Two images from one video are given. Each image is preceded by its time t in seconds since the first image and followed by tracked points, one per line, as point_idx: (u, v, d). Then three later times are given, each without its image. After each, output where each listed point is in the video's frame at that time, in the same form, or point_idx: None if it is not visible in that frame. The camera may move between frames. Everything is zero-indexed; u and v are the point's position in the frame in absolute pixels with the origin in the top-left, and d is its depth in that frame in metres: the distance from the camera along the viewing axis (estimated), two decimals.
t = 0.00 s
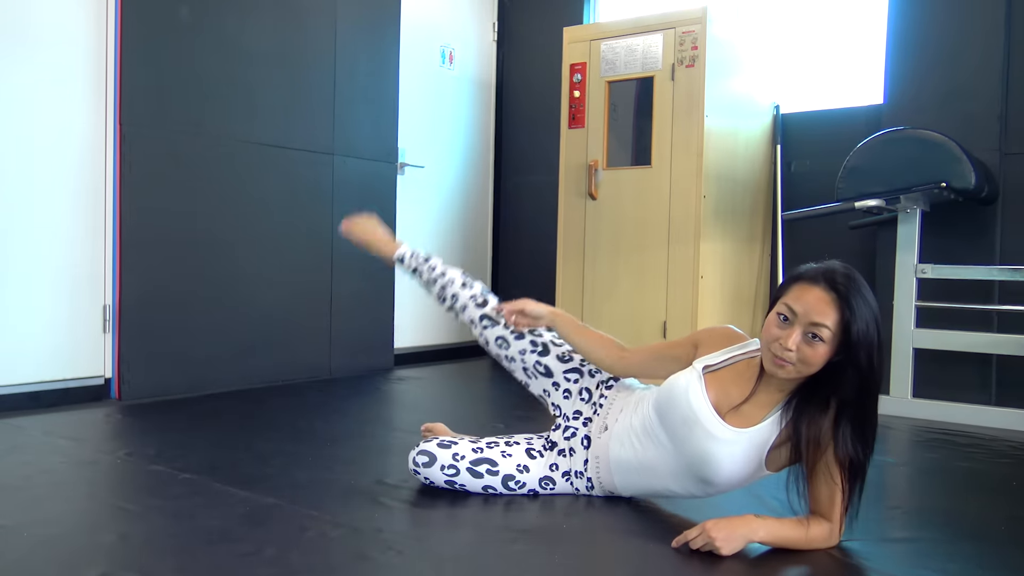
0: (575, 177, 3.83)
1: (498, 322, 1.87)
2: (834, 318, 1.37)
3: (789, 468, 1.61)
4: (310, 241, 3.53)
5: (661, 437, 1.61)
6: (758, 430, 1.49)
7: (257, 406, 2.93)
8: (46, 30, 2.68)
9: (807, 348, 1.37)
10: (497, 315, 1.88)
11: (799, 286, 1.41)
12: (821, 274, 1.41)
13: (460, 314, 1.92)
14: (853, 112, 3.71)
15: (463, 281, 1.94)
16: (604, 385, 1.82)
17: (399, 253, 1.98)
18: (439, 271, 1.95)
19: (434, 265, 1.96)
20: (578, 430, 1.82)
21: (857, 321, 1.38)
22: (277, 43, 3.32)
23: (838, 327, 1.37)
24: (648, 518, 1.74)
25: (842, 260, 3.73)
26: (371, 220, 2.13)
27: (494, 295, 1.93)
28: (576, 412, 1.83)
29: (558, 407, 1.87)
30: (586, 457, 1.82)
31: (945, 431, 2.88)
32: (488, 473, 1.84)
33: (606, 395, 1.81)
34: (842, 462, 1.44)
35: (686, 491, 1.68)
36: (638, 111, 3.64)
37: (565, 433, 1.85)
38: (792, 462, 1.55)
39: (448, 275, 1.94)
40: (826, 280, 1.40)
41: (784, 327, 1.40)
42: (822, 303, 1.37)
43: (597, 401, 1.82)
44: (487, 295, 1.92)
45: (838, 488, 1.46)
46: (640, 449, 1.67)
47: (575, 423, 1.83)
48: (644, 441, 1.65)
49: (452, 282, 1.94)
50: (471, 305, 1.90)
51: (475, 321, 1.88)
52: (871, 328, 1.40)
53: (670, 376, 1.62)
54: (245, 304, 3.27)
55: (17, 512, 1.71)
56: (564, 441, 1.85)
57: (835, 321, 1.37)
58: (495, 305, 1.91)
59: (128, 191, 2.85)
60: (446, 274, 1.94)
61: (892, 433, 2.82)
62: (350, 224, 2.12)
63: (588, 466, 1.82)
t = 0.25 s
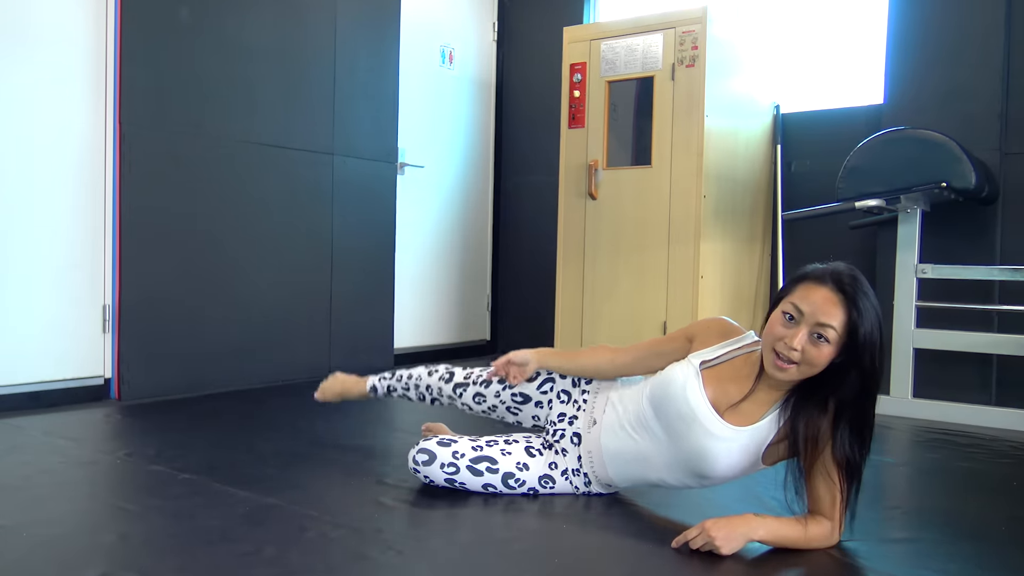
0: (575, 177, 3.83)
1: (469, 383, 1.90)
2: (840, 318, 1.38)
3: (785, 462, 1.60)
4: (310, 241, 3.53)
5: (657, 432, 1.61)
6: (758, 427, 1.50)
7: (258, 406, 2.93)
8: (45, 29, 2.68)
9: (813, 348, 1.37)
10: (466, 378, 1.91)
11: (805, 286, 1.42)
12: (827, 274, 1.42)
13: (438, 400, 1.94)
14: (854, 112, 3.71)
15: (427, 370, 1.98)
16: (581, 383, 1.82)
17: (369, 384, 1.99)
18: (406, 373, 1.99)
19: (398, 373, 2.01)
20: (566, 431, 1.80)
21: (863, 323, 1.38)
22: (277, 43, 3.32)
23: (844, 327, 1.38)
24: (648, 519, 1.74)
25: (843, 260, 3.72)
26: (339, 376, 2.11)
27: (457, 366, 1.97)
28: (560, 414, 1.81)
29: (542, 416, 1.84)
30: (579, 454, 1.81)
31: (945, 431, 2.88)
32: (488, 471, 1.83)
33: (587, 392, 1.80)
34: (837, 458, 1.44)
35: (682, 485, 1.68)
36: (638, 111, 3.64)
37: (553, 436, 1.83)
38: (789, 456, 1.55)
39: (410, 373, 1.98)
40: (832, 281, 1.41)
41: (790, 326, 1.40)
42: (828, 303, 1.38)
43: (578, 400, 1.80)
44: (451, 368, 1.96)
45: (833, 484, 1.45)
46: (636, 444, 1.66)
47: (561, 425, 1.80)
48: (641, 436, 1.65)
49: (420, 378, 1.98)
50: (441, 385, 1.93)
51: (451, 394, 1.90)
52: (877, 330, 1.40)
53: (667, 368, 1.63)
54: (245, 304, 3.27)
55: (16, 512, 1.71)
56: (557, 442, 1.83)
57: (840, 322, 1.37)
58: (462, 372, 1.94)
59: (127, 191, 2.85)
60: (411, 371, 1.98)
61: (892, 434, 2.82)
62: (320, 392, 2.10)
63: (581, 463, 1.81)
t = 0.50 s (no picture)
0: (575, 177, 3.83)
1: (478, 348, 1.86)
2: (837, 315, 1.37)
3: (789, 466, 1.60)
4: (310, 240, 3.53)
5: (658, 435, 1.61)
6: (758, 429, 1.50)
7: (257, 406, 2.93)
8: (46, 29, 2.68)
9: (812, 346, 1.37)
10: (476, 343, 1.87)
11: (801, 285, 1.41)
12: (822, 273, 1.42)
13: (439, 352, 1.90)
14: (855, 112, 3.71)
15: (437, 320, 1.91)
16: (592, 384, 1.81)
17: (372, 314, 1.90)
18: (413, 316, 1.92)
19: (405, 314, 1.93)
20: (570, 431, 1.82)
21: (859, 319, 1.38)
22: (277, 43, 3.32)
23: (840, 325, 1.37)
24: (648, 519, 1.74)
25: (843, 260, 3.72)
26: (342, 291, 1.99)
27: (468, 325, 1.92)
28: (567, 413, 1.82)
29: (549, 409, 1.86)
30: (582, 455, 1.81)
31: (945, 431, 2.88)
32: (487, 472, 1.84)
33: (596, 393, 1.81)
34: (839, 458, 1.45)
35: (684, 489, 1.67)
36: (638, 111, 3.64)
37: (557, 434, 1.84)
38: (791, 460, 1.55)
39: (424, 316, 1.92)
40: (827, 279, 1.40)
41: (789, 326, 1.39)
42: (824, 301, 1.37)
43: (586, 400, 1.81)
44: (462, 326, 1.90)
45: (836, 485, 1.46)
46: (637, 447, 1.66)
47: (566, 424, 1.82)
48: (642, 439, 1.64)
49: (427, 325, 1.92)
50: (448, 339, 1.88)
51: (456, 353, 1.86)
52: (874, 325, 1.40)
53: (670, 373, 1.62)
54: (245, 304, 3.27)
55: (16, 512, 1.71)
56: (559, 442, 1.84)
57: (837, 319, 1.37)
58: (472, 334, 1.90)
59: (127, 190, 2.84)
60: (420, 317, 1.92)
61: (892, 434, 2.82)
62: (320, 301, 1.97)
63: (584, 465, 1.81)
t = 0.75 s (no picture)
0: (575, 177, 3.82)
1: (553, 284, 1.73)
2: (819, 307, 1.39)
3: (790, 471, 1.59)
4: (310, 240, 3.53)
5: (660, 436, 1.61)
6: (754, 430, 1.49)
7: (257, 406, 2.92)
8: (45, 29, 2.68)
9: (800, 339, 1.38)
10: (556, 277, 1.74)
11: (782, 281, 1.43)
12: (800, 268, 1.43)
13: (514, 246, 1.79)
14: (855, 112, 3.71)
15: (534, 220, 1.78)
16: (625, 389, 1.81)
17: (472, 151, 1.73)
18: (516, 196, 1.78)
19: (510, 183, 1.80)
20: (586, 428, 1.81)
21: (842, 308, 1.39)
22: (277, 43, 3.31)
23: (824, 315, 1.39)
24: (649, 519, 1.73)
25: (843, 260, 3.72)
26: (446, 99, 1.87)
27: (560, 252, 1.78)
28: (589, 409, 1.82)
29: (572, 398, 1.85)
30: (591, 455, 1.81)
31: (946, 431, 2.87)
32: (488, 473, 1.83)
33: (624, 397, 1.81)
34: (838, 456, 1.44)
35: (688, 492, 1.67)
36: (638, 111, 3.63)
37: (570, 428, 1.84)
38: (790, 464, 1.53)
39: (519, 207, 1.78)
40: (806, 272, 1.42)
41: (774, 321, 1.41)
42: (806, 294, 1.39)
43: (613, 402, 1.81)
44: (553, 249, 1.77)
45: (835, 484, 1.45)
46: (641, 450, 1.66)
47: (585, 421, 1.81)
48: (645, 444, 1.65)
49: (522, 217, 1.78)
50: (532, 249, 1.76)
51: (530, 270, 1.75)
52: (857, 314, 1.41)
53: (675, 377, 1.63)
54: (245, 304, 3.27)
55: (15, 512, 1.71)
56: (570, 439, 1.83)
57: (820, 309, 1.38)
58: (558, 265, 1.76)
59: (127, 190, 2.84)
60: (519, 203, 1.78)
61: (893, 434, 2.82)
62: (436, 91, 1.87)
63: (592, 466, 1.81)
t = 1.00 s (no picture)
0: (575, 177, 3.82)
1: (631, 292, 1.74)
2: (812, 307, 1.39)
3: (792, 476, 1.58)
4: (310, 240, 3.53)
5: (662, 439, 1.61)
6: (752, 433, 1.48)
7: (257, 407, 2.92)
8: (44, 29, 2.68)
9: (795, 340, 1.38)
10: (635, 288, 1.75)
11: (773, 282, 1.44)
12: (791, 268, 1.43)
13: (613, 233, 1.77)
14: (855, 112, 3.70)
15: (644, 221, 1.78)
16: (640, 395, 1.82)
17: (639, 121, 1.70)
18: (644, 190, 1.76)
19: (642, 168, 1.76)
20: (596, 429, 1.82)
21: (835, 307, 1.39)
22: (277, 43, 3.31)
23: (817, 314, 1.39)
24: (650, 520, 1.73)
25: (844, 260, 3.72)
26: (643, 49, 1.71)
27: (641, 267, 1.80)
28: (603, 412, 1.82)
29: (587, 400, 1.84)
30: (596, 457, 1.81)
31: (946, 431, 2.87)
32: (491, 474, 1.83)
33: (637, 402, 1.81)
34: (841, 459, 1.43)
35: (691, 495, 1.66)
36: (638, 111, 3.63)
37: (579, 429, 1.83)
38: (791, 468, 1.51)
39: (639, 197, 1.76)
40: (797, 272, 1.42)
41: (768, 323, 1.41)
42: (798, 294, 1.39)
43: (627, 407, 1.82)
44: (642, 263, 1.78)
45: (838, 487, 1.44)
46: (643, 451, 1.67)
47: (597, 423, 1.81)
48: (647, 448, 1.65)
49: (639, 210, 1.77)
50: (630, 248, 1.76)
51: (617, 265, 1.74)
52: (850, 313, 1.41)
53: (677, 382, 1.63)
54: (245, 304, 3.27)
55: (15, 513, 1.71)
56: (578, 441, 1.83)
57: (812, 308, 1.38)
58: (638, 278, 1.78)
59: (126, 190, 2.84)
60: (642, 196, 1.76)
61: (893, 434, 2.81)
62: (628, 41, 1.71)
63: (596, 467, 1.81)
